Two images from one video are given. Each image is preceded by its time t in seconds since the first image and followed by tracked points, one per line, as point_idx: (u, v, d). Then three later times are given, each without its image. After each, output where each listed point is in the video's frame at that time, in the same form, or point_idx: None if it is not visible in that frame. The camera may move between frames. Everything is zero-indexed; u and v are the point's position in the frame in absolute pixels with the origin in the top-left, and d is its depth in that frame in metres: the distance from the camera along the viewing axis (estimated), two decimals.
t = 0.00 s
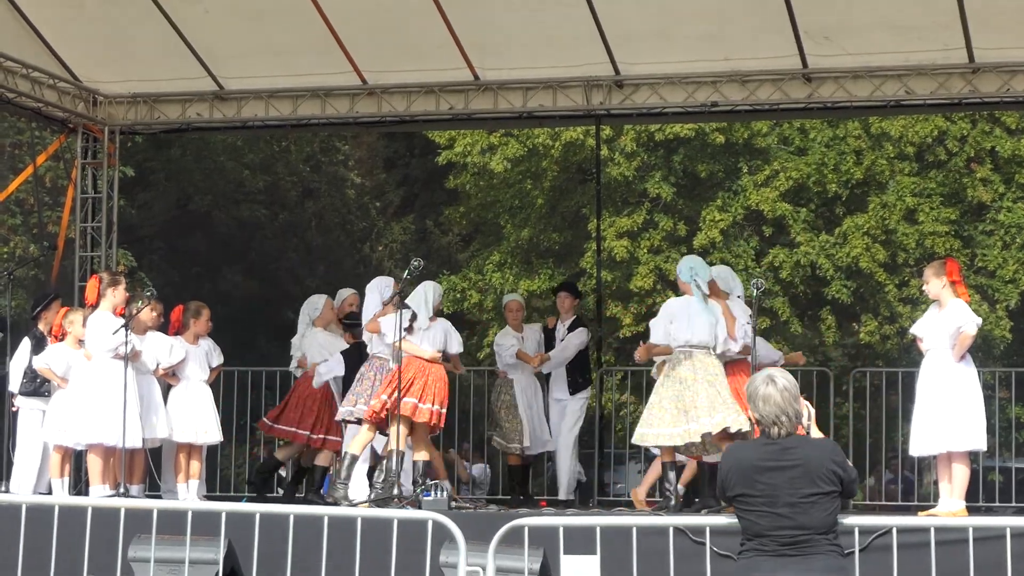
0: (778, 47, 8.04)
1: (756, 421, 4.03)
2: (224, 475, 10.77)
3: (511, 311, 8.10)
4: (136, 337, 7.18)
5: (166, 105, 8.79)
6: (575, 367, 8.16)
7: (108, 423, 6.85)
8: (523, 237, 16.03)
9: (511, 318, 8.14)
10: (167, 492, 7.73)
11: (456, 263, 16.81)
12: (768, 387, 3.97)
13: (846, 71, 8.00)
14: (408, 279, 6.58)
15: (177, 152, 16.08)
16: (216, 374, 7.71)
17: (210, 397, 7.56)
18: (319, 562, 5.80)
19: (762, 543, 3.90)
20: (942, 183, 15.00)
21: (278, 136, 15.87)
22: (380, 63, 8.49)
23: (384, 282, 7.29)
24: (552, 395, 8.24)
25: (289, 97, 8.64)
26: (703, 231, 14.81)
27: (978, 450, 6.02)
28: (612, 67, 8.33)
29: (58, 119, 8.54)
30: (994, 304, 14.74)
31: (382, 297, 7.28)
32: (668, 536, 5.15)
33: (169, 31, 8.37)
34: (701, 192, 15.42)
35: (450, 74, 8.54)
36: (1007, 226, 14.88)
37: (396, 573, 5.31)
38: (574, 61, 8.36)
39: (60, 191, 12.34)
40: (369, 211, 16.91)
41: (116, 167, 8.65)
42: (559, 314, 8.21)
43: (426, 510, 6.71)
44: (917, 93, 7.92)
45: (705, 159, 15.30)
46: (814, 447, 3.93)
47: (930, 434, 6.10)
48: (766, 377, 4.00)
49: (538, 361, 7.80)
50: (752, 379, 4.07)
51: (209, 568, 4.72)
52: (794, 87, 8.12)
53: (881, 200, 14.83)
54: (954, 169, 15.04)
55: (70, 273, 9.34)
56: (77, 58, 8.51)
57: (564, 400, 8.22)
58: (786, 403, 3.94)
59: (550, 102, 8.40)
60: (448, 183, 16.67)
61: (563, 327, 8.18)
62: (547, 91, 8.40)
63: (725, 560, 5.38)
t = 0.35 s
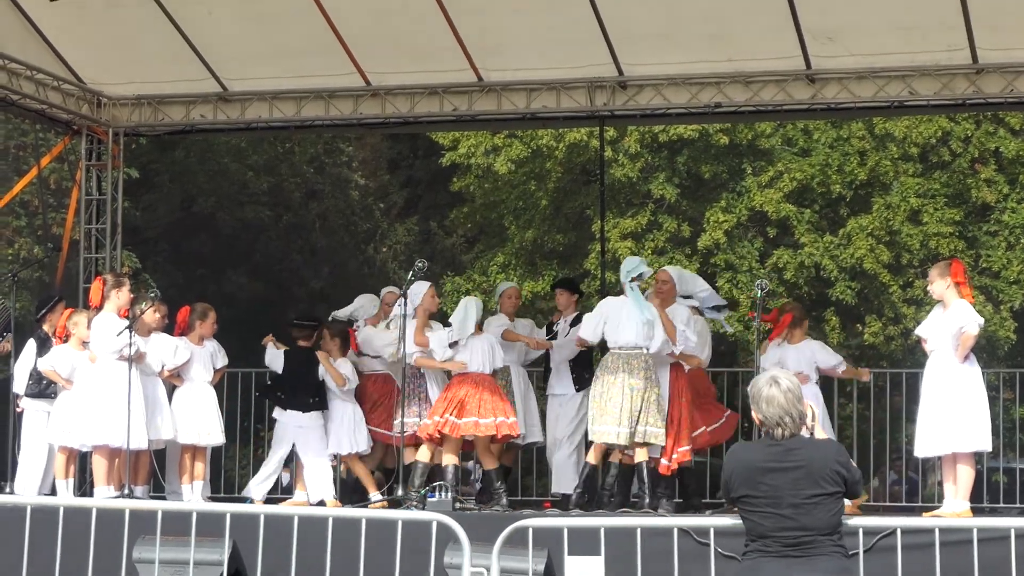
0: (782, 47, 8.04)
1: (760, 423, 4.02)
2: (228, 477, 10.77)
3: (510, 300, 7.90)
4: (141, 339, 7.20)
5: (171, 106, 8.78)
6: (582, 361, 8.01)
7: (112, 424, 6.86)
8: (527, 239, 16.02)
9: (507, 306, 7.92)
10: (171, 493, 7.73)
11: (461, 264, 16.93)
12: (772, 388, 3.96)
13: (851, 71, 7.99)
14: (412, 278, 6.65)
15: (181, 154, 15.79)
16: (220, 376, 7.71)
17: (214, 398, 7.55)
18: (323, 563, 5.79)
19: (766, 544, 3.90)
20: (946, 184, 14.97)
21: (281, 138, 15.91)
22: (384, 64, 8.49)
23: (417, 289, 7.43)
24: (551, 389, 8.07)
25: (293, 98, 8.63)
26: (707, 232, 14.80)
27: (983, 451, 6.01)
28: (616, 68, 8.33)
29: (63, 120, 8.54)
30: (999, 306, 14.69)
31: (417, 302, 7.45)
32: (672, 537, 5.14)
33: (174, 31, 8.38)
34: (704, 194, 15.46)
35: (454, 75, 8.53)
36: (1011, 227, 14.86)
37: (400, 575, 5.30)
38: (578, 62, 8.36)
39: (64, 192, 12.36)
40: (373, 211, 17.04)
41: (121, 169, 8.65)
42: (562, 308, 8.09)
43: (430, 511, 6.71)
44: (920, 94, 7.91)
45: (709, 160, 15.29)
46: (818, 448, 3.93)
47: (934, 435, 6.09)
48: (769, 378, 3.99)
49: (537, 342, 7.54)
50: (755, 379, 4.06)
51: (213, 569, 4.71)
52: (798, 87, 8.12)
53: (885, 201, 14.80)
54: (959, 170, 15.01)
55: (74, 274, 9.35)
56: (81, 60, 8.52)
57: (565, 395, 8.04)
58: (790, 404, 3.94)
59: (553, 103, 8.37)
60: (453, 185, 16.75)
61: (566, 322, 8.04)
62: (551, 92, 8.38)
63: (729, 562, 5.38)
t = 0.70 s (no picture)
0: (786, 48, 8.03)
1: (765, 424, 4.02)
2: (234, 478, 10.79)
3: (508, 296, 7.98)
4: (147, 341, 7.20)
5: (176, 108, 8.79)
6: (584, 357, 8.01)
7: (118, 426, 6.87)
8: (532, 240, 16.03)
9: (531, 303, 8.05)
10: (176, 495, 7.74)
11: (466, 265, 16.94)
12: (777, 389, 3.96)
13: (855, 72, 7.99)
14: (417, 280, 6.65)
15: (186, 155, 15.82)
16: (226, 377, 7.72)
17: (220, 400, 7.56)
18: (328, 565, 5.79)
19: (771, 545, 3.90)
20: (951, 185, 14.97)
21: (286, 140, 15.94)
22: (389, 65, 8.49)
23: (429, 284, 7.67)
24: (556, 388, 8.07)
25: (298, 100, 8.65)
26: (712, 234, 14.80)
27: (988, 452, 5.99)
28: (621, 68, 8.33)
29: (68, 122, 8.56)
30: (1005, 307, 14.64)
31: (427, 297, 7.67)
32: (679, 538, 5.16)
33: (179, 34, 8.40)
34: (710, 194, 15.46)
35: (459, 77, 8.53)
36: (1016, 228, 14.85)
37: None
38: (582, 64, 8.37)
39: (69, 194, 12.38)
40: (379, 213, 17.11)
41: (126, 170, 8.67)
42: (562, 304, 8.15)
43: (434, 512, 6.71)
44: (925, 95, 7.90)
45: (714, 162, 15.30)
46: (823, 449, 3.92)
47: (940, 435, 6.08)
48: (774, 379, 3.99)
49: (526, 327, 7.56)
50: (760, 380, 4.06)
51: (220, 571, 4.72)
52: (803, 88, 8.12)
53: (890, 201, 14.79)
54: (964, 171, 15.02)
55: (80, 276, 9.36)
56: (87, 62, 8.54)
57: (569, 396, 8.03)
58: (795, 405, 3.93)
59: (558, 104, 8.37)
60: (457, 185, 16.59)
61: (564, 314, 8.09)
62: (556, 94, 8.38)
63: (735, 562, 5.38)
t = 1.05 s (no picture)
0: (791, 48, 8.02)
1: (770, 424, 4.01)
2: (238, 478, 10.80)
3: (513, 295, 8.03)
4: (151, 341, 7.21)
5: (181, 108, 8.80)
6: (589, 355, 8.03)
7: (123, 426, 6.87)
8: (537, 240, 16.04)
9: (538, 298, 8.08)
10: (181, 495, 7.74)
11: (471, 265, 16.94)
12: (781, 390, 3.95)
13: (860, 72, 7.98)
14: (422, 280, 6.65)
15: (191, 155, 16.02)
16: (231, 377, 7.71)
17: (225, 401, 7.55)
18: (334, 564, 5.79)
19: (776, 545, 3.89)
20: (956, 185, 14.95)
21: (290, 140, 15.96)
22: (393, 65, 8.48)
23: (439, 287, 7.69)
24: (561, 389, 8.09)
25: (303, 100, 8.65)
26: (717, 234, 14.80)
27: (992, 452, 5.98)
28: (625, 68, 8.33)
29: (73, 122, 8.57)
30: (1009, 307, 14.66)
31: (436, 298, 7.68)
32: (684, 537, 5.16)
33: (184, 34, 8.41)
34: (714, 195, 15.45)
35: (463, 77, 8.53)
36: (1021, 228, 14.84)
37: None
38: (587, 64, 8.37)
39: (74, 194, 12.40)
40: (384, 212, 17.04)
41: (131, 170, 8.67)
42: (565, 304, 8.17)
43: (439, 513, 6.71)
44: (931, 95, 7.89)
45: (719, 162, 15.28)
46: (828, 450, 3.91)
47: (945, 436, 6.07)
48: (779, 379, 3.98)
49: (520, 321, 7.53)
50: (765, 381, 4.04)
51: (225, 571, 4.75)
52: (807, 89, 8.11)
53: (895, 201, 14.78)
54: (969, 171, 14.99)
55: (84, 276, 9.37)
56: (92, 62, 8.56)
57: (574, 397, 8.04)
58: (800, 405, 3.92)
59: (563, 104, 8.36)
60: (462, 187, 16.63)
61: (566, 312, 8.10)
62: (561, 94, 8.37)
63: (739, 562, 5.38)
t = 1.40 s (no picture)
0: (795, 48, 8.01)
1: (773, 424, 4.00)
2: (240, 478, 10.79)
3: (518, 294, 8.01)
4: (153, 342, 7.20)
5: (183, 108, 8.80)
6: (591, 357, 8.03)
7: (125, 427, 6.86)
8: (540, 240, 16.04)
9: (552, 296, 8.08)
10: (183, 495, 7.74)
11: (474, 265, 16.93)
12: (785, 390, 3.94)
13: (863, 72, 7.97)
14: (425, 280, 6.64)
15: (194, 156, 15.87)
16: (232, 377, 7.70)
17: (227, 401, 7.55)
18: (337, 565, 5.78)
19: (779, 546, 3.88)
20: (959, 185, 14.94)
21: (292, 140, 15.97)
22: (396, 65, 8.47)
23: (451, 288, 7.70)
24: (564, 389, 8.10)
25: (306, 100, 8.64)
26: (720, 234, 14.80)
27: (995, 453, 5.98)
28: (628, 68, 8.32)
29: (76, 122, 8.56)
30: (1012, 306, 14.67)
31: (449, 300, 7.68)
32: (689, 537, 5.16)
33: (187, 34, 8.40)
34: (717, 194, 15.42)
35: (466, 77, 8.52)
36: None
37: None
38: (590, 64, 8.36)
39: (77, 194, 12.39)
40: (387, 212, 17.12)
41: (133, 170, 8.66)
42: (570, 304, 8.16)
43: (442, 513, 6.70)
44: (934, 95, 7.89)
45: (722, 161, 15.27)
46: (831, 450, 3.90)
47: (948, 436, 6.05)
48: (782, 379, 3.97)
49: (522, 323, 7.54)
50: (768, 381, 4.03)
51: (227, 572, 4.70)
52: (810, 89, 8.10)
53: (898, 201, 14.77)
54: (972, 170, 14.97)
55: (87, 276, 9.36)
56: (95, 62, 8.55)
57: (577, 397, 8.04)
58: (804, 405, 3.91)
59: (566, 104, 8.35)
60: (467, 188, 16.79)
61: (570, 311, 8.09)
62: (564, 94, 8.36)
63: (742, 563, 5.38)
